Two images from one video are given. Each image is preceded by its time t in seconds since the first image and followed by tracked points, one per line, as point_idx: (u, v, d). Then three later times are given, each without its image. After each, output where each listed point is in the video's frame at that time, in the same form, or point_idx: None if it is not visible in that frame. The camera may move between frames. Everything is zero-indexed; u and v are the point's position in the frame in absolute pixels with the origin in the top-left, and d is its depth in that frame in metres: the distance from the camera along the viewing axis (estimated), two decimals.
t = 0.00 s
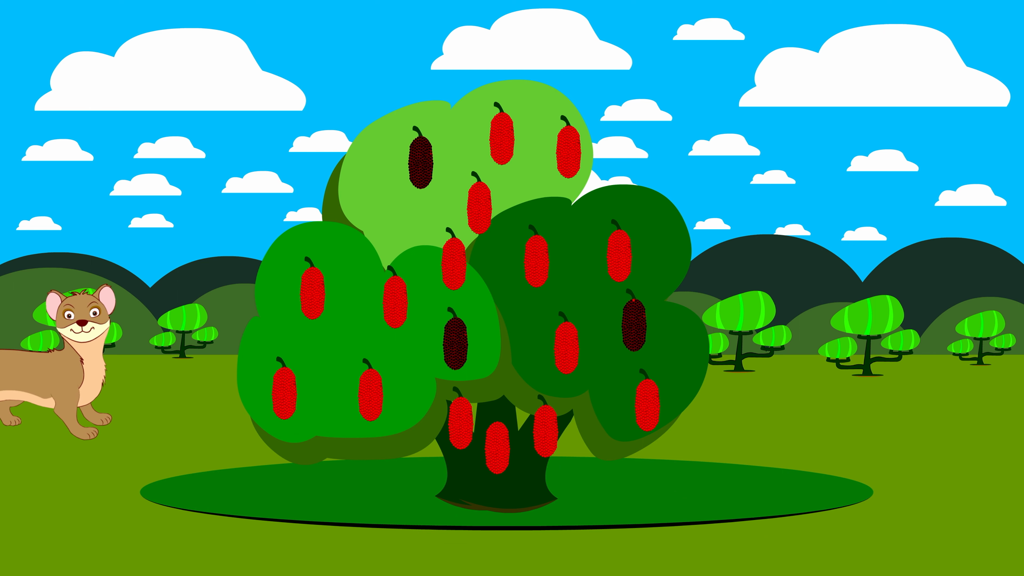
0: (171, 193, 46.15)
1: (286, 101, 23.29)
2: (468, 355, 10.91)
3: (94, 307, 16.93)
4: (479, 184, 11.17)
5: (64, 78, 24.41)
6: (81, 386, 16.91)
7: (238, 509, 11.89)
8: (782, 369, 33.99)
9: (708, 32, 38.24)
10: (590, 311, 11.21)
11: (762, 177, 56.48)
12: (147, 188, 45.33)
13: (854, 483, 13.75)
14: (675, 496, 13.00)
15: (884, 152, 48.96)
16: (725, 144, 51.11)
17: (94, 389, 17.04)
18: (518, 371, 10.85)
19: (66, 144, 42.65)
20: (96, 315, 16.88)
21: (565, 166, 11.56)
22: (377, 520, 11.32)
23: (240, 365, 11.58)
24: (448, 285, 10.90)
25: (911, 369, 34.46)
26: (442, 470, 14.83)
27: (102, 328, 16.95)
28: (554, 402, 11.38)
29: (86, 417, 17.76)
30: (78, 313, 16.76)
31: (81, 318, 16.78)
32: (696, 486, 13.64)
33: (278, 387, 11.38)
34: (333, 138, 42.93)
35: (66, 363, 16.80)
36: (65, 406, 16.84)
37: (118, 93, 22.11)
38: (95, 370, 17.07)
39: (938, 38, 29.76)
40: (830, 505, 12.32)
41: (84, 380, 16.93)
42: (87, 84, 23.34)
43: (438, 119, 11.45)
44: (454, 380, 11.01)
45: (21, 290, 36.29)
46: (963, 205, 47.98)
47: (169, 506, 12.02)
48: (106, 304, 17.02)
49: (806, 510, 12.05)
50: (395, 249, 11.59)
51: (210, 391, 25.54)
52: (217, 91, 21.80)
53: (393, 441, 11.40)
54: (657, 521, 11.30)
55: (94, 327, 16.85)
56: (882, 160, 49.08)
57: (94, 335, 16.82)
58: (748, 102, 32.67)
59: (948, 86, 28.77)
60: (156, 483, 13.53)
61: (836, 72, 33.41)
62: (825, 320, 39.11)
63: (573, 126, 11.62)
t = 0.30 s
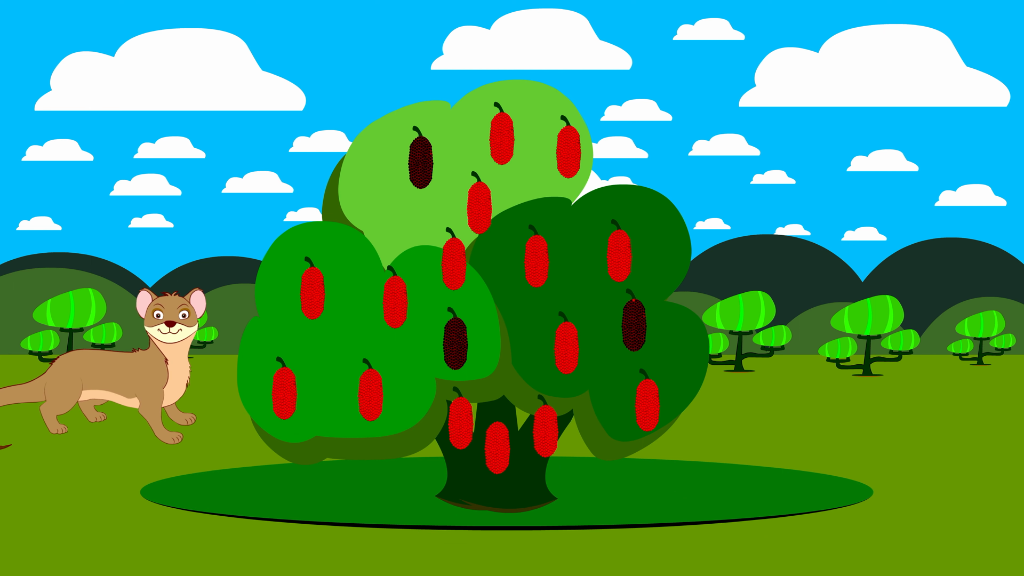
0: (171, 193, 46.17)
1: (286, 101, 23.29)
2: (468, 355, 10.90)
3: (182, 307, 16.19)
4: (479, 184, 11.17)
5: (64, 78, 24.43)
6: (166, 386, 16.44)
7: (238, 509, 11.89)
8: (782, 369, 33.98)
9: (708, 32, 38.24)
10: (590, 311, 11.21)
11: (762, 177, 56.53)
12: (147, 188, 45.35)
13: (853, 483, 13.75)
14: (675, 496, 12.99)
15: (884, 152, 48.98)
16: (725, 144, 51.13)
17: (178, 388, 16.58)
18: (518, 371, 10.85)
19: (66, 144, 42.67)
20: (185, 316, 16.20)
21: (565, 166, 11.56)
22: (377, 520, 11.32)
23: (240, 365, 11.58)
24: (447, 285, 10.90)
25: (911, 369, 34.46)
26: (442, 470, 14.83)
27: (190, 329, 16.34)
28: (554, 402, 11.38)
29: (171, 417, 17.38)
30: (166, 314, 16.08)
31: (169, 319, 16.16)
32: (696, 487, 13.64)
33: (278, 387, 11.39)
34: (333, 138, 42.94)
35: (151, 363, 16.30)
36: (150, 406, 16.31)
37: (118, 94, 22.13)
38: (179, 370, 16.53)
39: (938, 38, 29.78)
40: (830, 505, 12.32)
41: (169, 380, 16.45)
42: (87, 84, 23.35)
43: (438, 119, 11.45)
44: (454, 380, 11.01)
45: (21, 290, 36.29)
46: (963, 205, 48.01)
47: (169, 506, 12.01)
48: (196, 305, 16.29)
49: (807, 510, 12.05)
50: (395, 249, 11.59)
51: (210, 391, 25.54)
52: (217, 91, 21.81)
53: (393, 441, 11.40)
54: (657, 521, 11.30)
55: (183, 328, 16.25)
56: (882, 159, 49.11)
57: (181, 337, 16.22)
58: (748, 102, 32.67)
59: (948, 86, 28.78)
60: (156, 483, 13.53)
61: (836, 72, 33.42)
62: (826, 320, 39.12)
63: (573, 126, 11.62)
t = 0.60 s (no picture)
0: (171, 193, 46.17)
1: (287, 100, 23.29)
2: (468, 355, 10.90)
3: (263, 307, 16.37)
4: (479, 184, 11.17)
5: (64, 78, 24.44)
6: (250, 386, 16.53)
7: (238, 509, 11.88)
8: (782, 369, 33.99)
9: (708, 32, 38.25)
10: (590, 311, 11.21)
11: (762, 177, 56.55)
12: (147, 188, 45.36)
13: (854, 483, 13.75)
14: (675, 496, 13.00)
15: (884, 152, 48.99)
16: (725, 144, 51.16)
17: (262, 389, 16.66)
18: (518, 371, 10.85)
19: (66, 144, 42.67)
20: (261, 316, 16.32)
21: (565, 166, 11.56)
22: (377, 520, 11.32)
23: (240, 365, 11.58)
24: (447, 285, 10.90)
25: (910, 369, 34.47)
26: (442, 470, 14.82)
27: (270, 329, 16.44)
28: (554, 402, 11.38)
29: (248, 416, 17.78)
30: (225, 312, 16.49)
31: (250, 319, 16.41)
32: (696, 487, 13.63)
33: (278, 387, 11.39)
34: (333, 138, 42.94)
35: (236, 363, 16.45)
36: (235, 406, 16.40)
37: (118, 94, 22.14)
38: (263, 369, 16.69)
39: (938, 38, 29.78)
40: (830, 506, 12.32)
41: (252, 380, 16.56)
42: (87, 84, 23.36)
43: (438, 119, 11.45)
44: (454, 380, 11.01)
45: (20, 289, 36.31)
46: (963, 205, 48.03)
47: (169, 506, 12.01)
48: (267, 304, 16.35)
49: (807, 510, 12.05)
50: (395, 249, 11.59)
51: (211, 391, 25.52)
52: (217, 91, 21.82)
53: (393, 441, 11.40)
54: (657, 521, 11.30)
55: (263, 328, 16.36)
56: (882, 160, 49.13)
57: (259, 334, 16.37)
58: (748, 103, 32.67)
59: (948, 86, 28.78)
60: (156, 482, 13.53)
61: (836, 72, 33.43)
62: (825, 320, 39.12)
63: (573, 126, 11.62)
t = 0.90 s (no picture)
0: (171, 193, 46.16)
1: (287, 100, 23.29)
2: (468, 355, 10.90)
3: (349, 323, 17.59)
4: (479, 184, 11.17)
5: (64, 78, 24.44)
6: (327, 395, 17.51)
7: (238, 509, 11.89)
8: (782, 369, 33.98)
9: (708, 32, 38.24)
10: (590, 311, 11.21)
11: (762, 177, 56.53)
12: (147, 188, 45.35)
13: (854, 483, 13.74)
14: (675, 496, 13.00)
15: (884, 152, 48.98)
16: (725, 144, 51.15)
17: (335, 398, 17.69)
18: (518, 371, 10.85)
19: (66, 144, 42.66)
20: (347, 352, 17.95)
21: (565, 166, 11.56)
22: (377, 520, 11.32)
23: (240, 365, 11.57)
24: (448, 285, 10.90)
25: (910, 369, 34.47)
26: (442, 470, 14.83)
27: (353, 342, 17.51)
28: (554, 402, 11.38)
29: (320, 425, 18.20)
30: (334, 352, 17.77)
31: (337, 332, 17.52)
32: (696, 487, 13.64)
33: (278, 387, 11.39)
34: (333, 138, 42.94)
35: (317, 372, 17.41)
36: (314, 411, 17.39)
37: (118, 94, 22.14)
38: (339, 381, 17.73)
39: (938, 38, 29.77)
40: (830, 505, 12.32)
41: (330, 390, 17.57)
42: (87, 84, 23.36)
43: (438, 119, 11.45)
44: (454, 380, 11.01)
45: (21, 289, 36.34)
46: (963, 205, 48.02)
47: (169, 506, 12.01)
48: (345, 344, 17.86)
49: (807, 510, 12.05)
50: (395, 249, 11.59)
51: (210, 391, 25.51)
52: (217, 91, 21.83)
53: (393, 441, 11.40)
54: (657, 521, 11.30)
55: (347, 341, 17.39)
56: (882, 159, 49.12)
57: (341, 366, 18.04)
58: (748, 103, 32.67)
59: (948, 87, 28.78)
60: (156, 482, 13.53)
61: (836, 72, 33.43)
62: (825, 320, 39.12)
63: (573, 126, 11.62)
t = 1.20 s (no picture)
0: (171, 193, 46.15)
1: (287, 100, 23.29)
2: (468, 355, 10.90)
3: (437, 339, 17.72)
4: (480, 184, 11.17)
5: (64, 78, 24.43)
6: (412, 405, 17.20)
7: (238, 509, 11.89)
8: (782, 369, 33.97)
9: (708, 32, 38.24)
10: (590, 311, 11.21)
11: (762, 177, 56.49)
12: (147, 188, 45.34)
13: (854, 483, 13.75)
14: (674, 496, 13.00)
15: (884, 152, 48.98)
16: (725, 144, 51.14)
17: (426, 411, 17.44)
18: (518, 371, 10.85)
19: (66, 144, 42.65)
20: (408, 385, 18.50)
21: (565, 167, 11.56)
22: (377, 520, 11.32)
23: (240, 364, 11.58)
24: (448, 285, 10.90)
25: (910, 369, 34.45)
26: (442, 470, 14.82)
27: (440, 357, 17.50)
28: (554, 402, 11.37)
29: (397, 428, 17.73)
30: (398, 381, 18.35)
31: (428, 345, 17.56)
32: (696, 487, 13.64)
33: (278, 387, 11.39)
34: (333, 138, 42.93)
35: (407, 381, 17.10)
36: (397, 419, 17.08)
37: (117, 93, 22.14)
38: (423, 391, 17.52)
39: (939, 38, 29.78)
40: (830, 506, 12.32)
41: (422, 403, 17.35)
42: (86, 84, 23.35)
43: (439, 119, 11.45)
44: (454, 380, 11.01)
45: (20, 289, 36.34)
46: (963, 205, 48.02)
47: (169, 506, 12.01)
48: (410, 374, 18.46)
49: (807, 510, 12.05)
50: (395, 249, 11.59)
51: (209, 391, 25.52)
52: (217, 91, 21.82)
53: (393, 441, 11.39)
54: (657, 521, 11.30)
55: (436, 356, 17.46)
56: (882, 159, 49.13)
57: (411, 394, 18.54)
58: (748, 103, 32.67)
59: (948, 86, 28.79)
60: (156, 483, 13.53)
61: (836, 72, 33.45)
62: (825, 320, 39.13)
63: (573, 126, 11.63)
